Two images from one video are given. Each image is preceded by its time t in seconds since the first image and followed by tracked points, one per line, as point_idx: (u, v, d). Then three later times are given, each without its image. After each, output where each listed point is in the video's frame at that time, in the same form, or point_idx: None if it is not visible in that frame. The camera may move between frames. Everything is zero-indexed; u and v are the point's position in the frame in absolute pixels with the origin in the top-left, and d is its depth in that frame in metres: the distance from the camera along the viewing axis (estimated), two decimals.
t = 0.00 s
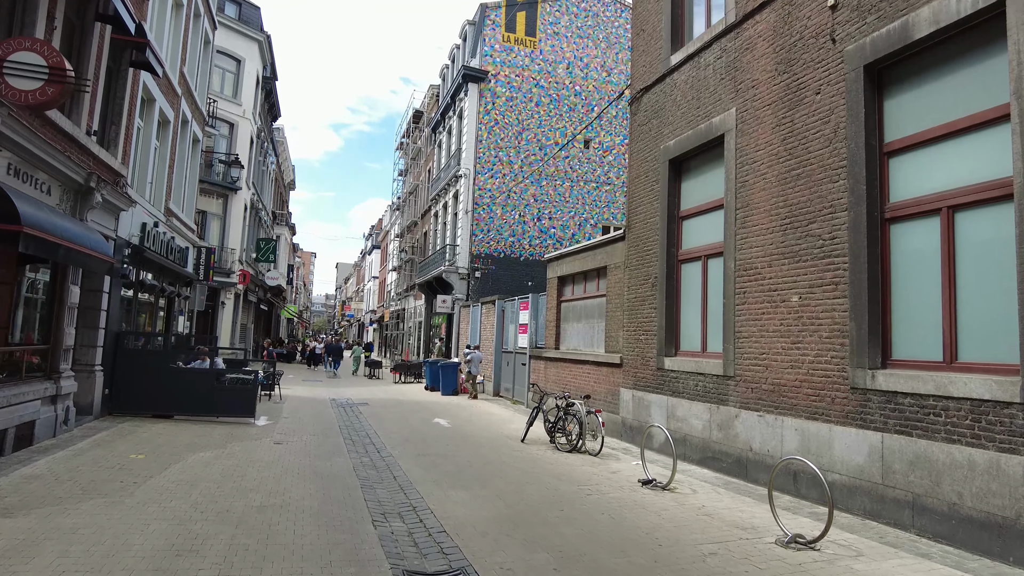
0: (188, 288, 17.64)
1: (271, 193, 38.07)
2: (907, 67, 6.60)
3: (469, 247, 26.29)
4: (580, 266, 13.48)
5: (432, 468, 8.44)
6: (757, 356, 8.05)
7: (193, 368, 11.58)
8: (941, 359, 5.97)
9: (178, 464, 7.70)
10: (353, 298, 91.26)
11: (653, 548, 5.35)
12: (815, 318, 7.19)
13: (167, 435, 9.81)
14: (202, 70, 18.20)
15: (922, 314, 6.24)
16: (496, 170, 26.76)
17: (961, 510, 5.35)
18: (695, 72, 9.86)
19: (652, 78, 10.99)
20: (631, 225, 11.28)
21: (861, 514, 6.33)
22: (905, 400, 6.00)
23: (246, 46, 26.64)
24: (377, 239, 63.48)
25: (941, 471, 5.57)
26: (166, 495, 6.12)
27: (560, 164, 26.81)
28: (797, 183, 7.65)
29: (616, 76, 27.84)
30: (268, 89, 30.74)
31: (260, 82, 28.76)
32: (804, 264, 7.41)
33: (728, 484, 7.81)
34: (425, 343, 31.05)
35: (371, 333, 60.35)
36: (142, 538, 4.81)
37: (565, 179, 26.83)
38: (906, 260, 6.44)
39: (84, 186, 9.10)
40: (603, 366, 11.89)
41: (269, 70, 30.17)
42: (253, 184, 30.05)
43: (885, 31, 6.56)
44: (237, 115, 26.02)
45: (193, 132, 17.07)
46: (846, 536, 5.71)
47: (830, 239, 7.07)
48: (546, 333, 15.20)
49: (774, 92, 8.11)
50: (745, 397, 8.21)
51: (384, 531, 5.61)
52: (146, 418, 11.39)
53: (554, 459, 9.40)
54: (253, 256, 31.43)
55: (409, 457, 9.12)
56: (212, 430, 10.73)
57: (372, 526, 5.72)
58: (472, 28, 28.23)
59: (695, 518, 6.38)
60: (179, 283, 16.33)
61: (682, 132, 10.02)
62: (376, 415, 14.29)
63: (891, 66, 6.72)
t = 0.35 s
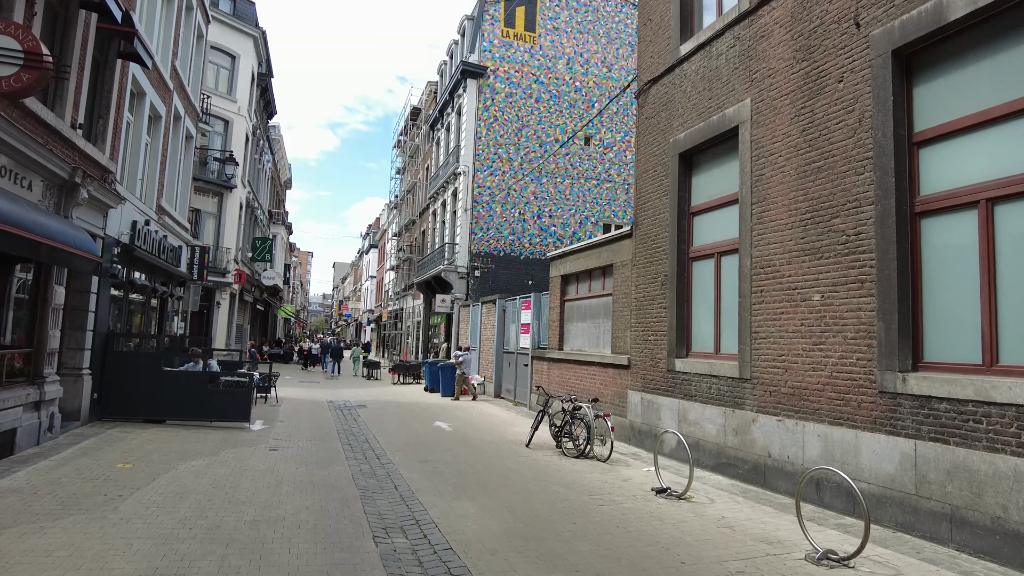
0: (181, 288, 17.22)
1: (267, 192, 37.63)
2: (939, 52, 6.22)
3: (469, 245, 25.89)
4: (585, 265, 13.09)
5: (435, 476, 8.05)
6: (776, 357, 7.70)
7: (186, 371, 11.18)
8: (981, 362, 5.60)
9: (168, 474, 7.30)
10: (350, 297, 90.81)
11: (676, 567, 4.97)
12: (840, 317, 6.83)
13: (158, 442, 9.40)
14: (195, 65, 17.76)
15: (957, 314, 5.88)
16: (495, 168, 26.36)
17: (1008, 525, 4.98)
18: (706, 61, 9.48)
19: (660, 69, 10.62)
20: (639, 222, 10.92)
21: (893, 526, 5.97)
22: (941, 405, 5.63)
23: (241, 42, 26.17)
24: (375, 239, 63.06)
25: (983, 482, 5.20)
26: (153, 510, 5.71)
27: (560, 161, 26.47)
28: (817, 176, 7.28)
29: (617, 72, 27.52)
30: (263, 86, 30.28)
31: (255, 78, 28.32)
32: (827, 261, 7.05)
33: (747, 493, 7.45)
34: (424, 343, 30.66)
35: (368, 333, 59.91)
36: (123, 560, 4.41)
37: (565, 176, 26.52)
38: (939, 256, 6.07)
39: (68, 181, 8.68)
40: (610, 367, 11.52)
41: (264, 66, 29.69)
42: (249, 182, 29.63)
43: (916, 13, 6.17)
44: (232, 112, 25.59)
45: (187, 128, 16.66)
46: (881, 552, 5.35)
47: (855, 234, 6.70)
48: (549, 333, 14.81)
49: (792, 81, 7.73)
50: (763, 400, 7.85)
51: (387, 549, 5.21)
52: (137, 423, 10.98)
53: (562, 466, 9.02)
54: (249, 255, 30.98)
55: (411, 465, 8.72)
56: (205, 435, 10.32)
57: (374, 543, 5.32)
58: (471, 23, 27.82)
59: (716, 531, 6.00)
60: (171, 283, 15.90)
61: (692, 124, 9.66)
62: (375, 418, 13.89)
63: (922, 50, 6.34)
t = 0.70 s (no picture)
0: (177, 287, 16.82)
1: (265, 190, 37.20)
2: (982, 30, 5.82)
3: (470, 244, 25.51)
4: (593, 262, 12.73)
5: (444, 482, 7.67)
6: (802, 356, 7.32)
7: (181, 372, 10.79)
8: None
9: (161, 480, 6.91)
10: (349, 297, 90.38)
11: None
12: (873, 314, 6.45)
13: (153, 445, 9.01)
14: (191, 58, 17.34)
15: (1003, 311, 5.51)
16: (497, 165, 25.99)
17: None
18: (723, 49, 9.12)
19: (674, 58, 10.25)
20: (652, 217, 10.55)
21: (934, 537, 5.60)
22: (989, 408, 5.25)
23: (240, 37, 25.76)
24: (373, 238, 62.63)
25: None
26: (144, 521, 5.31)
27: (564, 158, 26.30)
28: (846, 165, 6.89)
29: (620, 68, 27.21)
30: (262, 82, 29.88)
31: (253, 75, 27.92)
32: (858, 255, 6.66)
33: (772, 500, 7.09)
34: (425, 343, 30.27)
35: (367, 333, 59.59)
36: None
37: (568, 174, 26.29)
38: (983, 249, 5.69)
39: (57, 172, 8.27)
40: (620, 367, 11.14)
41: (262, 62, 29.29)
42: (247, 179, 29.23)
43: None
44: (230, 108, 25.22)
45: (183, 123, 16.26)
46: (927, 566, 4.98)
47: (889, 226, 6.31)
48: (555, 332, 14.44)
49: (818, 66, 7.34)
50: (788, 402, 7.48)
51: (397, 564, 4.82)
52: (130, 426, 10.57)
53: (575, 471, 8.63)
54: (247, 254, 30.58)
55: (416, 470, 8.33)
56: (201, 438, 9.92)
57: (381, 558, 4.90)
58: (472, 19, 27.44)
59: (747, 542, 5.62)
60: (167, 281, 15.48)
61: (709, 115, 9.30)
62: (377, 420, 13.51)
63: (963, 29, 5.95)
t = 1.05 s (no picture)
0: (170, 286, 16.39)
1: (261, 187, 36.73)
2: None
3: (469, 243, 25.13)
4: (598, 261, 12.38)
5: (448, 491, 7.30)
6: (826, 360, 6.97)
7: (173, 374, 10.38)
8: None
9: (149, 490, 6.51)
10: (345, 297, 89.90)
11: None
12: (903, 316, 6.10)
13: (142, 451, 8.61)
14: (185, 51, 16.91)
15: None
16: (497, 163, 25.61)
17: None
18: (738, 40, 8.77)
19: (686, 50, 9.90)
20: (661, 214, 10.21)
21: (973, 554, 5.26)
22: None
23: (235, 32, 25.32)
24: (370, 237, 62.21)
25: None
26: (128, 539, 4.92)
27: (564, 156, 25.98)
28: (874, 159, 6.54)
29: (622, 65, 26.87)
30: (257, 78, 29.42)
31: (249, 70, 27.50)
32: (886, 253, 6.32)
33: (794, 512, 6.73)
34: (422, 343, 29.88)
35: (363, 333, 59.18)
36: None
37: (569, 172, 25.98)
38: None
39: (41, 164, 7.87)
40: (628, 370, 10.80)
41: (258, 58, 28.86)
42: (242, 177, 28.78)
43: None
44: (225, 104, 24.78)
45: (177, 117, 15.84)
46: None
47: (921, 223, 5.97)
48: (559, 333, 14.09)
49: (842, 56, 6.99)
50: (809, 408, 7.13)
51: None
52: (119, 430, 10.16)
53: (583, 478, 8.28)
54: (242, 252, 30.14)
55: (419, 478, 7.95)
56: (194, 443, 9.53)
57: None
58: (472, 14, 27.05)
59: (775, 560, 5.26)
60: (159, 279, 15.06)
61: (723, 108, 8.96)
62: (375, 423, 13.12)
63: (1003, 15, 5.60)
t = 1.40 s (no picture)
0: (164, 286, 15.99)
1: (258, 187, 36.27)
2: None
3: (470, 242, 24.74)
4: (605, 260, 12.01)
5: (454, 502, 6.91)
6: (852, 362, 6.60)
7: (164, 377, 9.98)
8: None
9: (136, 502, 6.12)
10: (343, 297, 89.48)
11: None
12: (939, 316, 5.72)
13: (132, 458, 8.21)
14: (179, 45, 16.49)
15: None
16: (497, 160, 25.23)
17: None
18: (755, 27, 8.39)
19: (698, 40, 9.53)
20: (672, 210, 9.84)
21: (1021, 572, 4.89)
22: None
23: (231, 28, 24.88)
24: (368, 237, 61.85)
25: None
26: (110, 559, 4.52)
27: (565, 154, 25.63)
28: (905, 149, 6.15)
29: (623, 62, 26.54)
30: (254, 75, 28.99)
31: (246, 67, 27.07)
32: (919, 249, 5.94)
33: (821, 523, 6.36)
34: (422, 343, 29.51)
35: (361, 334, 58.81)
36: None
37: (570, 170, 25.61)
38: None
39: (23, 157, 7.47)
40: (637, 372, 10.43)
41: (255, 55, 28.44)
42: (239, 175, 28.37)
43: None
44: (221, 101, 24.35)
45: (171, 113, 15.45)
46: None
47: (960, 217, 5.59)
48: (563, 334, 13.72)
49: (869, 42, 6.62)
50: (834, 412, 6.76)
51: None
52: (109, 436, 9.74)
53: (595, 487, 7.89)
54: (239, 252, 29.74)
55: (422, 487, 7.56)
56: (187, 450, 9.13)
57: None
58: (472, 10, 26.65)
59: None
60: (152, 279, 14.65)
61: (738, 99, 8.60)
62: (375, 427, 12.73)
63: None
